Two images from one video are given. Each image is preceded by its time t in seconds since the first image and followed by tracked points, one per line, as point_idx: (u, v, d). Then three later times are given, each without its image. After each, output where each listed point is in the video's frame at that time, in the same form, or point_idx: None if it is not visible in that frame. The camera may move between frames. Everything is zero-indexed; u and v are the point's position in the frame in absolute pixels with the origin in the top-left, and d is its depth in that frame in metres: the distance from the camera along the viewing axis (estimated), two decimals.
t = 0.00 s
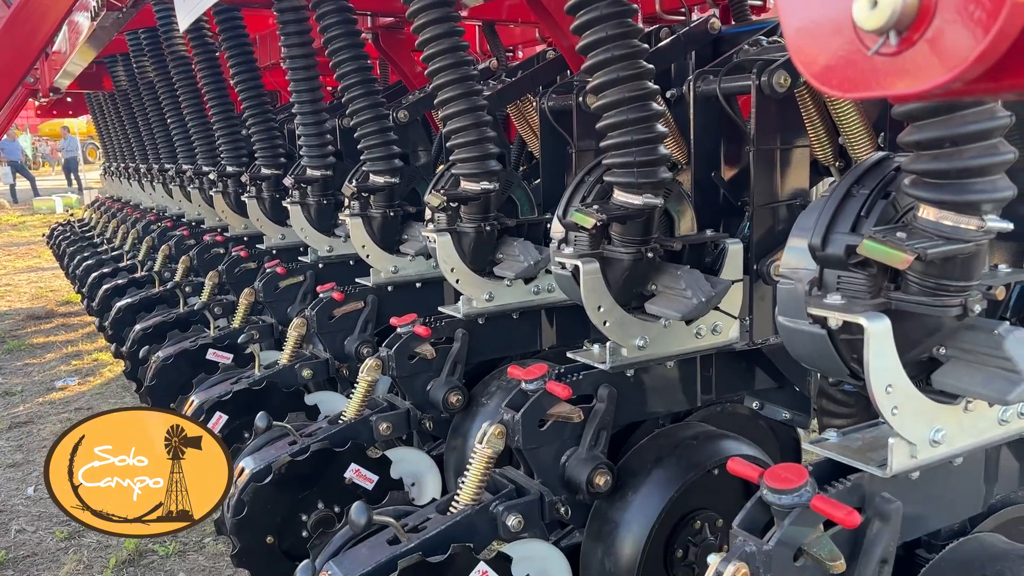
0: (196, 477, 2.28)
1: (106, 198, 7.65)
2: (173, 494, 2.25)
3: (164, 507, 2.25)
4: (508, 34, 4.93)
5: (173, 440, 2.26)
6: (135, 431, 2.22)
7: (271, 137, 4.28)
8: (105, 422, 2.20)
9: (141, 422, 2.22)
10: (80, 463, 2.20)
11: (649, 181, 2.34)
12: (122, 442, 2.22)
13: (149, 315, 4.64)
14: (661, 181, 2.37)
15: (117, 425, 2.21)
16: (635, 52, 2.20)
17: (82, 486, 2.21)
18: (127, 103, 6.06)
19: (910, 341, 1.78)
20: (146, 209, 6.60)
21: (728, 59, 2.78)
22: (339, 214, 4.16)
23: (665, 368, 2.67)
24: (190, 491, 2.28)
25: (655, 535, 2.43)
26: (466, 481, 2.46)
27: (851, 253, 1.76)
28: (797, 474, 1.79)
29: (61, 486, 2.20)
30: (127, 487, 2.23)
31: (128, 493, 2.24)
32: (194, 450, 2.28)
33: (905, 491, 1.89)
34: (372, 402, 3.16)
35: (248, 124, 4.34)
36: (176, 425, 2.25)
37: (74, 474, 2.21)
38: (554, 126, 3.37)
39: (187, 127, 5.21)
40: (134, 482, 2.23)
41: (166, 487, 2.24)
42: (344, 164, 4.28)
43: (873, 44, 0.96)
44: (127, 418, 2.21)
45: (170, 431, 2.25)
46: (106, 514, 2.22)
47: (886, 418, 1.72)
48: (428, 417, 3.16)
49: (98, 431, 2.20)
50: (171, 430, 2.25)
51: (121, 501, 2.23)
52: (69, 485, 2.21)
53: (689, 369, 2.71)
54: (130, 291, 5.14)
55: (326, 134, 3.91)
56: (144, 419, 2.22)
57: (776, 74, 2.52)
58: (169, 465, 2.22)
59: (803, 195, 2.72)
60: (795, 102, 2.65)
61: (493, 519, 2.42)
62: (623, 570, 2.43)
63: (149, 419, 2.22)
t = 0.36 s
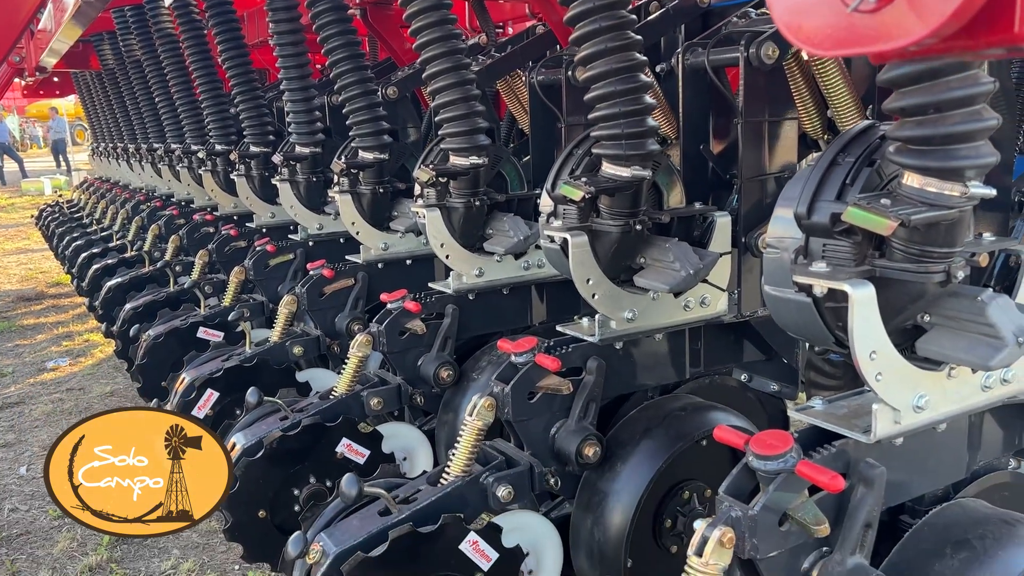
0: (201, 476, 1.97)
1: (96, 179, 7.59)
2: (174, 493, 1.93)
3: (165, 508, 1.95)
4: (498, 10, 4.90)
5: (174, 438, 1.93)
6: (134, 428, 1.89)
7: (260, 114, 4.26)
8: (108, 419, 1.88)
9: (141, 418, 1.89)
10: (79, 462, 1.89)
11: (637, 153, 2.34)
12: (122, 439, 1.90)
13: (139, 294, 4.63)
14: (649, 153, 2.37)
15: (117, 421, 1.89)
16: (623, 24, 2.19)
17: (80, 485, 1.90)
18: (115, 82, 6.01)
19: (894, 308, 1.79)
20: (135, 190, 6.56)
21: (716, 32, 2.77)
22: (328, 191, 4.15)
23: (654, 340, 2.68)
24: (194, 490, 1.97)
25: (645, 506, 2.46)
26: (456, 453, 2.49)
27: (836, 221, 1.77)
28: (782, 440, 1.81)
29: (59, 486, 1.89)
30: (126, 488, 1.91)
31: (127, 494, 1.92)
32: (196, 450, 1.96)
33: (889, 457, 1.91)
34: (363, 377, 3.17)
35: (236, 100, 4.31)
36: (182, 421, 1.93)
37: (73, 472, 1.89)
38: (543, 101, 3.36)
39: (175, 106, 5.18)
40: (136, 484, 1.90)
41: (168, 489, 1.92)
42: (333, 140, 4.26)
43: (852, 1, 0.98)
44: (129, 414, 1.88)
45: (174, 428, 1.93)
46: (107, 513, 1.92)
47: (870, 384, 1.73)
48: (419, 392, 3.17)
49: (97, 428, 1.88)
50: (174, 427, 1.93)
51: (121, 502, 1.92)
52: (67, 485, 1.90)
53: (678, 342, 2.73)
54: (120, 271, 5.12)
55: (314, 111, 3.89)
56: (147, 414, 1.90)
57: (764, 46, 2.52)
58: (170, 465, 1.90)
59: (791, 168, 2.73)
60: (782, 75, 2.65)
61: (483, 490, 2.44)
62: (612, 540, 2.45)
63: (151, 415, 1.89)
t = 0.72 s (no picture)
0: (201, 477, 1.89)
1: (85, 159, 7.55)
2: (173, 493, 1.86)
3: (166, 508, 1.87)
4: None
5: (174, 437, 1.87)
6: (134, 428, 1.82)
7: (249, 91, 4.23)
8: (109, 418, 1.80)
9: (142, 417, 1.81)
10: (79, 462, 1.82)
11: (627, 125, 2.34)
12: (123, 438, 1.83)
13: (129, 274, 4.62)
14: (639, 124, 2.37)
15: (118, 420, 1.81)
16: None
17: (81, 486, 1.83)
18: (102, 61, 5.96)
19: (881, 275, 1.80)
20: (124, 170, 6.53)
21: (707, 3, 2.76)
22: (319, 168, 4.14)
23: (644, 313, 2.69)
24: (195, 489, 1.89)
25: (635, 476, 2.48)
26: (448, 425, 2.51)
27: (824, 189, 1.78)
28: (770, 407, 1.83)
29: (60, 485, 1.82)
30: (126, 487, 1.85)
31: (127, 494, 1.85)
32: (197, 449, 1.88)
33: (876, 423, 1.93)
34: (355, 353, 3.18)
35: (225, 77, 4.28)
36: (183, 419, 1.86)
37: (74, 472, 1.82)
38: (533, 75, 3.35)
39: (163, 84, 5.14)
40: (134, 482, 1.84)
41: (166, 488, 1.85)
42: (323, 116, 4.24)
43: None
44: (129, 413, 1.80)
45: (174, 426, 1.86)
46: (107, 514, 1.84)
47: (858, 351, 1.75)
48: (411, 367, 3.18)
49: (96, 428, 1.80)
50: (174, 426, 1.86)
51: (121, 502, 1.85)
52: (67, 485, 1.83)
53: (668, 315, 2.74)
54: (110, 251, 5.10)
55: (304, 87, 3.87)
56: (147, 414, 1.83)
57: (754, 17, 2.51)
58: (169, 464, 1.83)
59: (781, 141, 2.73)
60: (773, 46, 2.65)
61: (475, 462, 2.47)
62: (603, 511, 2.47)
63: (152, 414, 1.82)
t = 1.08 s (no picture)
0: (202, 476, 1.76)
1: (74, 139, 7.50)
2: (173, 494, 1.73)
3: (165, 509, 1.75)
4: None
5: (174, 437, 1.73)
6: (132, 427, 1.69)
7: (238, 67, 4.21)
8: (109, 416, 1.68)
9: (142, 415, 1.69)
10: (78, 461, 1.69)
11: (618, 93, 2.33)
12: (123, 437, 1.70)
13: (121, 252, 4.60)
14: (630, 94, 2.36)
15: (118, 418, 1.68)
16: None
17: (79, 486, 1.70)
18: (89, 39, 5.91)
19: (871, 239, 1.82)
20: (114, 149, 6.48)
21: None
22: (309, 144, 4.12)
23: (636, 283, 2.71)
24: (195, 489, 1.76)
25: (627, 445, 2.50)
26: (441, 396, 2.52)
27: (813, 153, 1.78)
28: (759, 371, 1.85)
29: (58, 486, 1.69)
30: (126, 487, 1.72)
31: (126, 494, 1.72)
32: (197, 450, 1.75)
33: (865, 387, 1.94)
34: (347, 327, 3.17)
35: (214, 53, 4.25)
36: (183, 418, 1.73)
37: (73, 470, 1.69)
38: (525, 47, 3.33)
39: (152, 61, 5.10)
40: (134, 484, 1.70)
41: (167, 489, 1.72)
42: (313, 92, 4.22)
43: None
44: (130, 412, 1.68)
45: (173, 425, 1.73)
46: (107, 514, 1.71)
47: (847, 315, 1.76)
48: (404, 341, 3.19)
49: (96, 425, 1.67)
50: (174, 424, 1.73)
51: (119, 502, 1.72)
52: (65, 484, 1.70)
53: (659, 286, 2.76)
54: (101, 229, 5.08)
55: (293, 62, 3.84)
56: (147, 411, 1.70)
57: None
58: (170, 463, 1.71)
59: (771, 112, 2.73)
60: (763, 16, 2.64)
61: (468, 432, 2.49)
62: (595, 479, 2.50)
63: (151, 411, 1.69)
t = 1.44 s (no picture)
0: (203, 476, 1.67)
1: (63, 119, 7.43)
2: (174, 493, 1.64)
3: (165, 510, 1.65)
4: None
5: (174, 435, 1.63)
6: (135, 425, 1.59)
7: (227, 43, 4.19)
8: (110, 412, 1.57)
9: (145, 413, 1.58)
10: (77, 462, 1.58)
11: (608, 63, 2.33)
12: (124, 434, 1.59)
13: (111, 231, 4.58)
14: (621, 63, 2.36)
15: (120, 415, 1.58)
16: None
17: (78, 486, 1.59)
18: (77, 16, 5.85)
19: (859, 205, 1.81)
20: (103, 128, 6.43)
21: None
22: (300, 120, 4.10)
23: (628, 255, 2.71)
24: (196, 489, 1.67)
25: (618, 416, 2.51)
26: (433, 368, 2.53)
27: (802, 119, 1.78)
28: (748, 338, 1.86)
29: (55, 486, 1.57)
30: (126, 487, 1.62)
31: (126, 495, 1.62)
32: (198, 449, 1.65)
33: (853, 353, 1.95)
34: (339, 302, 3.17)
35: (203, 28, 4.22)
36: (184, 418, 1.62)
37: (70, 471, 1.58)
38: (515, 20, 3.30)
39: (140, 38, 5.06)
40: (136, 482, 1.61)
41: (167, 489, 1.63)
42: (302, 67, 4.19)
43: None
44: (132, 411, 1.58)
45: (174, 424, 1.62)
46: (107, 515, 1.62)
47: (835, 280, 1.77)
48: (396, 316, 3.18)
49: (96, 422, 1.57)
50: (174, 423, 1.63)
51: (119, 502, 1.62)
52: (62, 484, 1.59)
53: (651, 258, 2.76)
54: (91, 208, 5.06)
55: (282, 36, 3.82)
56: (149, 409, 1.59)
57: None
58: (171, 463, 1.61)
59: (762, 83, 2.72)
60: None
61: (460, 404, 2.50)
62: (586, 450, 2.51)
63: (151, 409, 1.58)
